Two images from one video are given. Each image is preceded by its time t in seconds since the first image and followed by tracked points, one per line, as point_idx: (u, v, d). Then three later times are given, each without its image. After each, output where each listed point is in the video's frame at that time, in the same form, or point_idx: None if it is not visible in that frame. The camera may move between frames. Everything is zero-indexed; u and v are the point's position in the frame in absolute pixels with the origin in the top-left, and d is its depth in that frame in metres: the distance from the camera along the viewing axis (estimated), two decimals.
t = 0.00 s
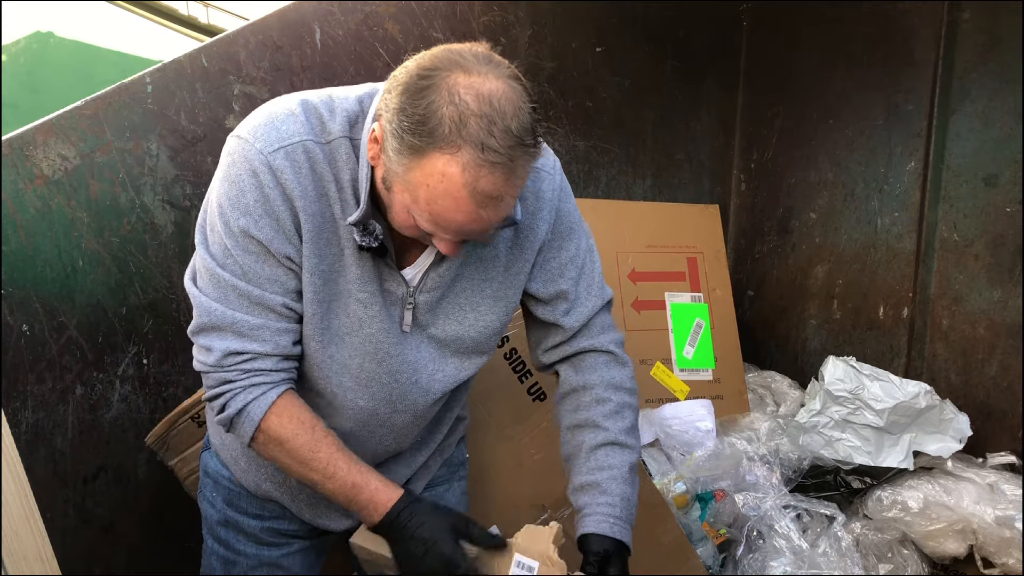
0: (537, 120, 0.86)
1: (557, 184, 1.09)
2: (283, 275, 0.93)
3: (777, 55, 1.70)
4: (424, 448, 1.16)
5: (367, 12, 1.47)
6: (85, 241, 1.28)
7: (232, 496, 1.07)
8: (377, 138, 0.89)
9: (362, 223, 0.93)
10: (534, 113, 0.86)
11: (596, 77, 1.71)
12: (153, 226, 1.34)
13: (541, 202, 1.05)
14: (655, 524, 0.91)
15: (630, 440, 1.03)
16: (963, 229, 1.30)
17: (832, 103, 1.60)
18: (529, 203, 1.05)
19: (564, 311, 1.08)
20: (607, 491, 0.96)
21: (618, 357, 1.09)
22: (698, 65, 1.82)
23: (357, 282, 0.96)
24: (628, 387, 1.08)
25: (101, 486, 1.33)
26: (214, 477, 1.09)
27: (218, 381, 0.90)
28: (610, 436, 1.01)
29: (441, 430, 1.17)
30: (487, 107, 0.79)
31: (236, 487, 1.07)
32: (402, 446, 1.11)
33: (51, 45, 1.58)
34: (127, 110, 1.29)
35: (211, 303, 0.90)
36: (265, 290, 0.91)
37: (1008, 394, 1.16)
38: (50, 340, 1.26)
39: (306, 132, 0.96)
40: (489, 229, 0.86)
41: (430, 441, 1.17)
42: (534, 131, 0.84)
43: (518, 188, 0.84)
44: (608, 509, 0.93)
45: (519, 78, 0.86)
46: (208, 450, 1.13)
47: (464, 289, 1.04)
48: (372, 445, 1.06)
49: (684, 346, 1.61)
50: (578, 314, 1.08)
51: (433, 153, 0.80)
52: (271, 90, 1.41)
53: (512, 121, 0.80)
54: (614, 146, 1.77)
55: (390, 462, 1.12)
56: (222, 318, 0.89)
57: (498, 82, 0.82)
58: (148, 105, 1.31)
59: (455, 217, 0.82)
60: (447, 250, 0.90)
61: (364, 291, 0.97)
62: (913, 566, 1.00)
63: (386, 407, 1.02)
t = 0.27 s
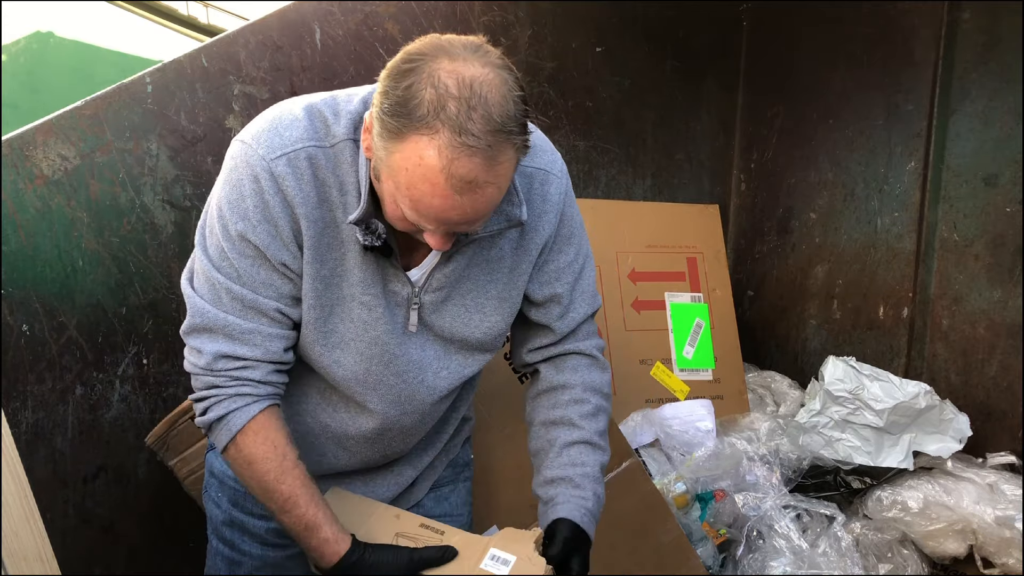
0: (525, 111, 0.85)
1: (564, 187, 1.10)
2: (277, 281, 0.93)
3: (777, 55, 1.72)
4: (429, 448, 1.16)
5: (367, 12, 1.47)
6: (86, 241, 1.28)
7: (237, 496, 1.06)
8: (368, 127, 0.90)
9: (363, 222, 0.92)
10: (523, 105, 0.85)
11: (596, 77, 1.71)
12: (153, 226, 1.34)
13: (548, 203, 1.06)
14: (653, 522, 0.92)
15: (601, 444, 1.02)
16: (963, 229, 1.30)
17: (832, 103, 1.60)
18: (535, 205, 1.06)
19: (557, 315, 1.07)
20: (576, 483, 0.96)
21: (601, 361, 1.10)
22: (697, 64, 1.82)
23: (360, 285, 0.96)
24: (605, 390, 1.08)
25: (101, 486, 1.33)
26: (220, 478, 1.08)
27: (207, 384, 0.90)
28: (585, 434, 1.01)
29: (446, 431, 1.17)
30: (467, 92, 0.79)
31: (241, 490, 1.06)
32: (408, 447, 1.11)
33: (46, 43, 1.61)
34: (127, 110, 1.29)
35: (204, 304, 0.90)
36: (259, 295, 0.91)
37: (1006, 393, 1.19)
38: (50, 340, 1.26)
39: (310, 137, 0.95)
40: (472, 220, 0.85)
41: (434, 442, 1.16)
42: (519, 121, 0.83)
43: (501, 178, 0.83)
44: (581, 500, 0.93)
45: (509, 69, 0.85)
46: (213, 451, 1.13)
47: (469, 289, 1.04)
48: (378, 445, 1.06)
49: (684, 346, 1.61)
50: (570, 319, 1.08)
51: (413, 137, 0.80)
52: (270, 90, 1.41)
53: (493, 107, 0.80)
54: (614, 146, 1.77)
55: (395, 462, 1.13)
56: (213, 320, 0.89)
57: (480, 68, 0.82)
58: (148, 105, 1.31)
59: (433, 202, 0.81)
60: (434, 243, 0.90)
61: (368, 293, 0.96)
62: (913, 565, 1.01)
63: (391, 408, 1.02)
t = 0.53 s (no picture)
0: (497, 102, 0.83)
1: (565, 182, 1.10)
2: (272, 285, 0.93)
3: (777, 55, 1.72)
4: (433, 446, 1.16)
5: (367, 12, 1.47)
6: (85, 241, 1.28)
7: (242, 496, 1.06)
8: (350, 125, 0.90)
9: (355, 221, 0.93)
10: (495, 96, 0.83)
11: (596, 77, 1.71)
12: (153, 226, 1.34)
13: (547, 199, 1.06)
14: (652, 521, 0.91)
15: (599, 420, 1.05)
16: (963, 229, 1.30)
17: (832, 103, 1.60)
18: (536, 201, 1.06)
19: (560, 310, 1.09)
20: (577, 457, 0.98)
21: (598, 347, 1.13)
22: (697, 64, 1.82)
23: (357, 286, 0.96)
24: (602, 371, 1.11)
25: (101, 486, 1.34)
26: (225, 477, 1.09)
27: (200, 391, 0.90)
28: (585, 414, 1.03)
29: (449, 430, 1.17)
30: (431, 82, 0.79)
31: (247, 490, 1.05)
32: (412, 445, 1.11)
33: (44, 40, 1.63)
34: (127, 110, 1.29)
35: (199, 309, 0.91)
36: (253, 299, 0.91)
37: (1006, 393, 1.19)
38: (50, 340, 1.26)
39: (302, 140, 0.96)
40: (445, 213, 0.83)
41: (438, 441, 1.16)
42: (488, 111, 0.81)
43: (471, 170, 0.81)
44: (582, 473, 0.95)
45: (481, 59, 0.84)
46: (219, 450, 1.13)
47: (471, 287, 1.03)
48: (383, 443, 1.06)
49: (684, 346, 1.61)
50: (573, 313, 1.09)
51: (381, 130, 0.80)
52: (270, 90, 1.41)
53: (458, 96, 0.79)
54: (614, 146, 1.77)
55: (399, 461, 1.12)
56: (207, 325, 0.89)
57: (447, 58, 0.81)
58: (148, 105, 1.31)
59: (401, 195, 0.81)
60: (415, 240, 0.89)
61: (367, 293, 0.97)
62: (913, 565, 1.03)
63: (393, 408, 1.02)
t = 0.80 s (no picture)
0: (458, 77, 0.84)
1: (561, 176, 1.09)
2: (269, 283, 0.93)
3: (777, 55, 1.73)
4: (434, 445, 1.15)
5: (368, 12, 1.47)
6: (86, 241, 1.28)
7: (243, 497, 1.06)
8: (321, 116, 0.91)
9: (339, 217, 0.92)
10: (454, 72, 0.83)
11: (596, 77, 1.71)
12: (153, 226, 1.34)
13: (544, 193, 1.06)
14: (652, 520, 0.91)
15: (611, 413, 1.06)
16: (963, 229, 1.30)
17: (832, 103, 1.60)
18: (532, 196, 1.06)
19: (567, 305, 1.09)
20: (588, 447, 0.99)
21: (607, 340, 1.12)
22: (697, 64, 1.82)
23: (350, 284, 0.97)
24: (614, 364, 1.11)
25: (101, 486, 1.33)
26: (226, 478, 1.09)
27: (199, 394, 0.89)
28: (595, 405, 1.04)
29: (450, 430, 1.16)
30: (385, 61, 0.79)
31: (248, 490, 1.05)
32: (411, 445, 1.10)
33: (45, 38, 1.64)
34: (127, 110, 1.29)
35: (197, 308, 0.90)
36: (254, 296, 0.91)
37: (1007, 393, 1.21)
38: (50, 340, 1.26)
39: (294, 138, 0.96)
40: (415, 194, 0.82)
41: (438, 441, 1.15)
42: (447, 86, 0.82)
43: (434, 147, 0.80)
44: (588, 461, 0.97)
45: (441, 36, 0.85)
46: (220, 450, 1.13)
47: (466, 284, 1.03)
48: (382, 441, 1.06)
49: (684, 346, 1.61)
50: (579, 308, 1.09)
51: (341, 113, 0.80)
52: (270, 90, 1.41)
53: (412, 73, 0.79)
54: (614, 146, 1.77)
55: (400, 460, 1.12)
56: (206, 323, 0.89)
57: (401, 37, 0.81)
58: (148, 105, 1.31)
59: (368, 178, 0.81)
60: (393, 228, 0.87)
61: (360, 290, 0.97)
62: (913, 565, 1.04)
63: (388, 406, 1.02)
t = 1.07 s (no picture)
0: (462, 69, 0.84)
1: (561, 177, 1.09)
2: (245, 279, 0.92)
3: (777, 55, 1.73)
4: (434, 446, 1.15)
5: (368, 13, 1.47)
6: (86, 241, 1.27)
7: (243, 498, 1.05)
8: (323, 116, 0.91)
9: (340, 216, 0.92)
10: (459, 63, 0.84)
11: (596, 77, 1.71)
12: (153, 226, 1.34)
13: (543, 194, 1.06)
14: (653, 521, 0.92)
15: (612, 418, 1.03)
16: (963, 229, 1.30)
17: (831, 103, 1.60)
18: (532, 197, 1.06)
19: (564, 307, 1.08)
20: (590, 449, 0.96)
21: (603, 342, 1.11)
22: (697, 65, 1.82)
23: (346, 284, 0.96)
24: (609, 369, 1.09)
25: (101, 486, 1.33)
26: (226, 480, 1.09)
27: (160, 371, 0.88)
28: (593, 407, 1.01)
29: (447, 431, 1.16)
30: (391, 53, 0.80)
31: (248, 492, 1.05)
32: (405, 445, 1.09)
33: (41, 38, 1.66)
34: (127, 110, 1.29)
35: (171, 296, 0.90)
36: (228, 288, 0.91)
37: (1008, 393, 1.24)
38: (50, 340, 1.25)
39: (291, 137, 0.96)
40: (423, 186, 0.81)
41: (435, 442, 1.15)
42: (452, 76, 0.82)
43: (441, 138, 0.80)
44: (592, 463, 0.94)
45: (442, 31, 0.86)
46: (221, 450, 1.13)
47: (464, 284, 1.03)
48: (381, 442, 1.06)
49: (684, 347, 1.61)
50: (577, 310, 1.08)
51: (347, 106, 0.81)
52: (270, 90, 1.41)
53: (418, 64, 0.80)
54: (614, 146, 1.77)
55: (399, 461, 1.12)
56: (176, 310, 0.89)
57: (406, 31, 0.83)
58: (148, 105, 1.31)
59: (373, 170, 0.80)
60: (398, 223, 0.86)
61: (358, 290, 0.97)
62: (912, 566, 1.04)
63: (386, 406, 1.01)
